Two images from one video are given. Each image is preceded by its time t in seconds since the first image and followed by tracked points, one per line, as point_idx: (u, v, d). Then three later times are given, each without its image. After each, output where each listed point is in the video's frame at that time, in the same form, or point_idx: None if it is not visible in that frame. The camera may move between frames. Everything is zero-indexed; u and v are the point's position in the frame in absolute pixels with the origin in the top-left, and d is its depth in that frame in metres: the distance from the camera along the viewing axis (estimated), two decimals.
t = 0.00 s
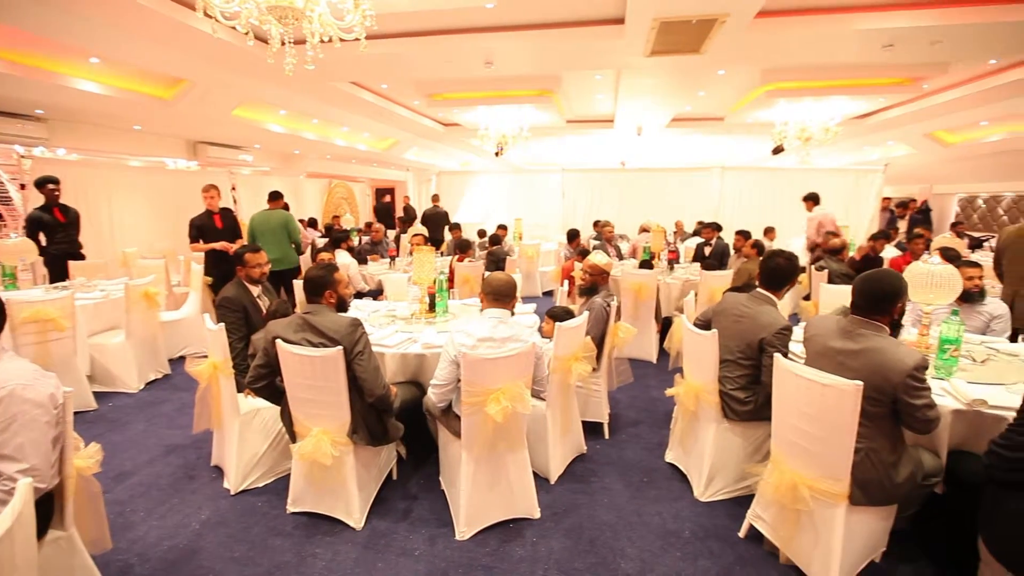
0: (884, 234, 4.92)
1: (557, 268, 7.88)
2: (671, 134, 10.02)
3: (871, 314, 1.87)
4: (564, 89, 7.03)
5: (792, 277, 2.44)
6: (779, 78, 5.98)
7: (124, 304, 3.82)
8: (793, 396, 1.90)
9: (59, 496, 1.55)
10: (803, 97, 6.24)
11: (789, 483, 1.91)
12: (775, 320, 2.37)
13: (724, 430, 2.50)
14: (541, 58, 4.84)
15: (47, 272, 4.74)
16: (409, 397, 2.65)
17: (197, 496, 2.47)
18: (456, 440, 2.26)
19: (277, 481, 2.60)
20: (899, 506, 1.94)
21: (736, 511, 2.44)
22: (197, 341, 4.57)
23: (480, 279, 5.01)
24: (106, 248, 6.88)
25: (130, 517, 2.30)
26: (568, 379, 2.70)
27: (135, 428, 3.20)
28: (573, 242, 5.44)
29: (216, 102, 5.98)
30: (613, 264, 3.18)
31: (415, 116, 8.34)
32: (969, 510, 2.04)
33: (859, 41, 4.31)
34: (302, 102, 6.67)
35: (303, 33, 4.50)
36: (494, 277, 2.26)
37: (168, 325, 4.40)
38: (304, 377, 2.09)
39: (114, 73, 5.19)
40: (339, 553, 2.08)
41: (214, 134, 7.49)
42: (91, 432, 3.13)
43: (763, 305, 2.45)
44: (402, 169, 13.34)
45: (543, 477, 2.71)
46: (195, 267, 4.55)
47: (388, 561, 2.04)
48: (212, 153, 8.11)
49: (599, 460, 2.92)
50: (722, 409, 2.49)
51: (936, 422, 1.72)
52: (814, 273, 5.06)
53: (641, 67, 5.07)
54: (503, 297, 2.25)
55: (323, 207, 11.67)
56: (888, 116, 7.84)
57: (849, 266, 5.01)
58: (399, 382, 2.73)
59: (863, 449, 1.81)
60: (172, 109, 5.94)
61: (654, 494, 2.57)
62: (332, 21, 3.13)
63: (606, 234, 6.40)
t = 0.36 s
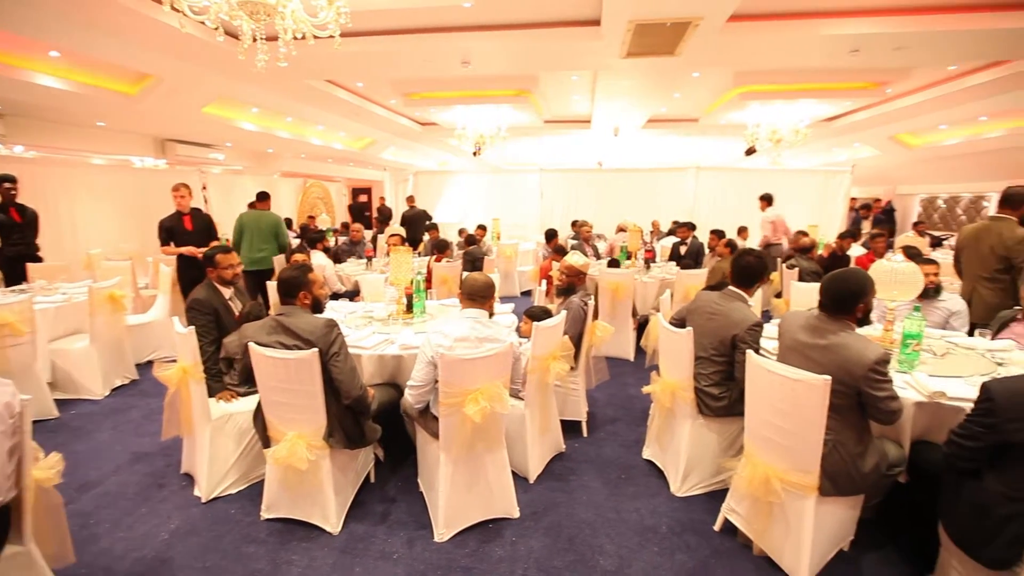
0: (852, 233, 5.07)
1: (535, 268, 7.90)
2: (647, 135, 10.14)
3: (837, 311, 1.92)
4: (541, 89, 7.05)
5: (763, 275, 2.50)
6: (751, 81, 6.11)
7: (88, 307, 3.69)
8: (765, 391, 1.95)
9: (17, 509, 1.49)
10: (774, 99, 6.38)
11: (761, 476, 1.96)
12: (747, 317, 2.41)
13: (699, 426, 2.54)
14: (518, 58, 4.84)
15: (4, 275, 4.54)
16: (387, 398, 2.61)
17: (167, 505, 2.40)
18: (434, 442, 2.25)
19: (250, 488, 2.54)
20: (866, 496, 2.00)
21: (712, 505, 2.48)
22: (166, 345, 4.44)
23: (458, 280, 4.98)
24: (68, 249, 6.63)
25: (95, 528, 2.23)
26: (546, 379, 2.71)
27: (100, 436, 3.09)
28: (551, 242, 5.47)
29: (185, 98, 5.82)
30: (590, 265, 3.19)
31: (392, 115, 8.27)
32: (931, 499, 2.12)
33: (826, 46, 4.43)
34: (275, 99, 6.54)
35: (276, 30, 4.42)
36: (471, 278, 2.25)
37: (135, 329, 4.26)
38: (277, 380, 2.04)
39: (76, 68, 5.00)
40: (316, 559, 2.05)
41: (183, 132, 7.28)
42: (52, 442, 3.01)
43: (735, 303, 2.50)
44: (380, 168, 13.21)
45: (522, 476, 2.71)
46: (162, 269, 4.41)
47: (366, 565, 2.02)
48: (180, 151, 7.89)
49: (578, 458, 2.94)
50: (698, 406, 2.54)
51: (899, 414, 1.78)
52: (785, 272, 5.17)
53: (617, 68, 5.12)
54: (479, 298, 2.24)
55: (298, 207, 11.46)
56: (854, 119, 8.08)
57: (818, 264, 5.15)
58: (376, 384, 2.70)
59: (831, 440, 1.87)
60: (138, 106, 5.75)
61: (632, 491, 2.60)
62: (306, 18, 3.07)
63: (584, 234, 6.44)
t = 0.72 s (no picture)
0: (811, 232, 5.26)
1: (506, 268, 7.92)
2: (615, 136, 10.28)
3: (795, 305, 1.99)
4: (511, 89, 7.06)
5: (726, 273, 2.57)
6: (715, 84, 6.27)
7: (35, 313, 3.50)
8: (730, 386, 2.00)
9: None
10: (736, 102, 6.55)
11: (727, 469, 2.01)
12: (712, 314, 2.48)
13: (668, 421, 2.59)
14: (487, 58, 4.83)
15: None
16: (357, 401, 2.57)
17: (123, 519, 2.30)
18: (404, 443, 2.22)
19: (213, 497, 2.46)
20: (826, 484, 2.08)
21: (681, 498, 2.54)
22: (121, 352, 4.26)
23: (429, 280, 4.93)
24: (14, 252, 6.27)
25: (45, 546, 2.11)
26: (517, 378, 2.71)
27: (50, 448, 2.94)
28: (522, 242, 5.48)
29: (141, 94, 5.59)
30: (561, 265, 3.22)
31: (360, 114, 8.14)
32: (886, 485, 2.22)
33: (786, 52, 4.59)
34: (237, 96, 6.34)
35: (236, 24, 4.28)
36: (441, 279, 2.23)
37: (88, 335, 4.07)
38: (241, 386, 1.99)
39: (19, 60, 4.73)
40: (284, 568, 2.00)
41: (138, 128, 6.99)
42: None
43: (700, 300, 2.57)
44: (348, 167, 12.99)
45: (495, 476, 2.71)
46: (117, 272, 4.22)
47: (336, 572, 1.98)
48: (136, 148, 7.56)
49: (550, 457, 2.96)
50: (666, 402, 2.58)
51: (854, 403, 1.86)
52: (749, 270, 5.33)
53: (585, 69, 5.17)
54: (448, 299, 2.22)
55: (263, 207, 11.15)
56: (812, 123, 8.39)
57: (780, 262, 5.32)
58: (345, 387, 2.65)
59: (792, 431, 1.94)
60: (88, 101, 5.49)
61: (603, 488, 2.63)
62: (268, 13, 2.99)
63: (554, 233, 6.48)
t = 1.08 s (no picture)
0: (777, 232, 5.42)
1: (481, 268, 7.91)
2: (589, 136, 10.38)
3: (762, 303, 2.05)
4: (485, 88, 7.06)
5: (697, 272, 2.62)
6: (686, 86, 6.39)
7: None
8: (702, 382, 2.04)
9: None
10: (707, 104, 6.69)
11: (700, 463, 2.06)
12: (684, 311, 2.54)
13: (642, 418, 2.63)
14: (462, 57, 4.82)
15: None
16: (330, 404, 2.52)
17: (84, 533, 2.21)
18: (380, 446, 2.20)
19: (181, 506, 2.39)
20: (794, 476, 2.15)
21: (655, 494, 2.58)
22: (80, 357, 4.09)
23: (404, 281, 4.88)
24: None
25: None
26: (493, 378, 2.71)
27: (2, 461, 2.80)
28: (497, 242, 5.48)
29: (100, 89, 5.37)
30: (536, 265, 3.23)
31: (332, 112, 8.02)
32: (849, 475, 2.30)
33: (753, 56, 4.71)
34: (203, 92, 6.16)
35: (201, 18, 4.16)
36: (415, 280, 2.20)
37: (43, 341, 3.89)
38: (209, 391, 1.93)
39: None
40: None
41: (97, 125, 6.71)
42: None
43: (672, 298, 2.62)
44: (320, 166, 12.76)
45: (472, 477, 2.70)
46: (75, 274, 4.05)
47: None
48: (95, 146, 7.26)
49: (526, 456, 2.96)
50: (640, 399, 2.62)
51: (818, 398, 1.92)
52: (720, 269, 5.45)
53: (559, 70, 5.20)
54: (422, 300, 2.20)
55: (231, 207, 10.86)
56: (778, 125, 8.64)
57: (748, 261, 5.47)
58: (318, 390, 2.60)
59: (760, 425, 1.99)
60: (43, 95, 5.24)
61: (579, 485, 2.65)
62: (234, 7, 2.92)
63: (529, 233, 6.50)
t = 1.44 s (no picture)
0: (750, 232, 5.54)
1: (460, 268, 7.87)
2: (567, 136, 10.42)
3: (735, 303, 2.09)
4: (463, 88, 7.04)
5: (670, 270, 2.67)
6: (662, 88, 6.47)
7: None
8: (679, 379, 2.07)
9: None
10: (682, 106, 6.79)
11: (678, 459, 2.09)
12: (660, 309, 2.58)
13: (620, 416, 2.65)
14: (439, 56, 4.80)
15: None
16: (306, 407, 2.48)
17: (47, 546, 2.12)
18: (357, 449, 2.17)
19: (150, 515, 2.32)
20: (767, 470, 2.19)
21: (633, 490, 2.61)
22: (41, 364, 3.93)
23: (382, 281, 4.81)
24: None
25: None
26: (472, 378, 2.70)
27: None
28: (475, 242, 5.47)
29: (61, 84, 5.17)
30: (513, 264, 3.23)
31: (307, 111, 7.89)
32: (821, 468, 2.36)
33: (726, 59, 4.81)
34: (171, 89, 5.99)
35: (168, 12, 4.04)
36: (390, 282, 2.16)
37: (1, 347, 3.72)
38: (179, 397, 1.88)
39: None
40: None
41: (59, 121, 6.44)
42: None
43: (648, 296, 2.65)
44: (295, 165, 12.53)
45: (451, 478, 2.69)
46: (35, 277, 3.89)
47: None
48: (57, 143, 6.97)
49: (506, 456, 2.96)
50: (619, 397, 2.64)
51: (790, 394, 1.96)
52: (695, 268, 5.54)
53: (537, 70, 5.21)
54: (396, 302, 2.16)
55: (203, 207, 10.57)
56: (751, 126, 8.82)
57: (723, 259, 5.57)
58: (294, 394, 2.55)
59: (734, 421, 2.03)
60: None
61: (559, 484, 2.66)
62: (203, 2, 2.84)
63: (508, 233, 6.50)
